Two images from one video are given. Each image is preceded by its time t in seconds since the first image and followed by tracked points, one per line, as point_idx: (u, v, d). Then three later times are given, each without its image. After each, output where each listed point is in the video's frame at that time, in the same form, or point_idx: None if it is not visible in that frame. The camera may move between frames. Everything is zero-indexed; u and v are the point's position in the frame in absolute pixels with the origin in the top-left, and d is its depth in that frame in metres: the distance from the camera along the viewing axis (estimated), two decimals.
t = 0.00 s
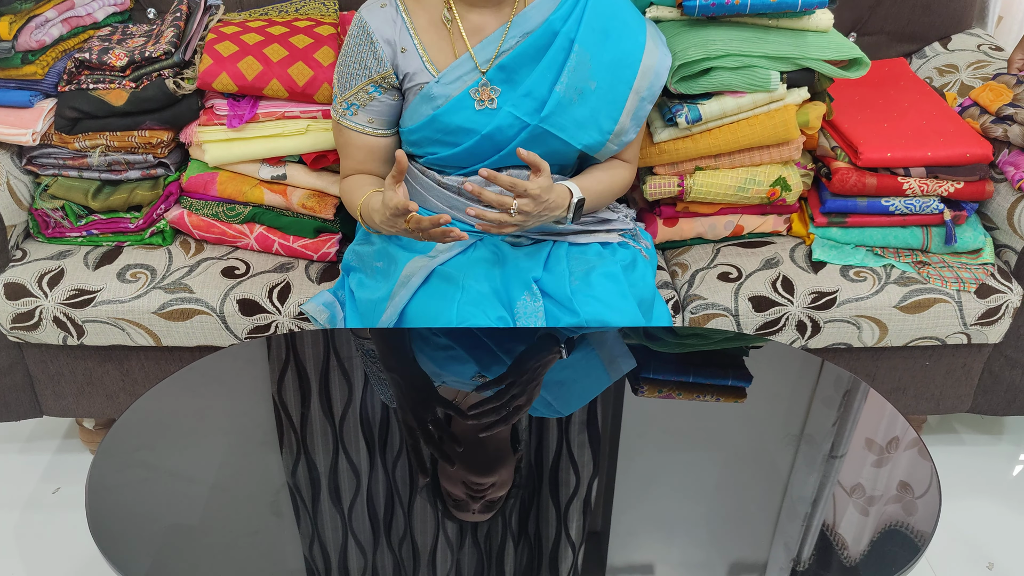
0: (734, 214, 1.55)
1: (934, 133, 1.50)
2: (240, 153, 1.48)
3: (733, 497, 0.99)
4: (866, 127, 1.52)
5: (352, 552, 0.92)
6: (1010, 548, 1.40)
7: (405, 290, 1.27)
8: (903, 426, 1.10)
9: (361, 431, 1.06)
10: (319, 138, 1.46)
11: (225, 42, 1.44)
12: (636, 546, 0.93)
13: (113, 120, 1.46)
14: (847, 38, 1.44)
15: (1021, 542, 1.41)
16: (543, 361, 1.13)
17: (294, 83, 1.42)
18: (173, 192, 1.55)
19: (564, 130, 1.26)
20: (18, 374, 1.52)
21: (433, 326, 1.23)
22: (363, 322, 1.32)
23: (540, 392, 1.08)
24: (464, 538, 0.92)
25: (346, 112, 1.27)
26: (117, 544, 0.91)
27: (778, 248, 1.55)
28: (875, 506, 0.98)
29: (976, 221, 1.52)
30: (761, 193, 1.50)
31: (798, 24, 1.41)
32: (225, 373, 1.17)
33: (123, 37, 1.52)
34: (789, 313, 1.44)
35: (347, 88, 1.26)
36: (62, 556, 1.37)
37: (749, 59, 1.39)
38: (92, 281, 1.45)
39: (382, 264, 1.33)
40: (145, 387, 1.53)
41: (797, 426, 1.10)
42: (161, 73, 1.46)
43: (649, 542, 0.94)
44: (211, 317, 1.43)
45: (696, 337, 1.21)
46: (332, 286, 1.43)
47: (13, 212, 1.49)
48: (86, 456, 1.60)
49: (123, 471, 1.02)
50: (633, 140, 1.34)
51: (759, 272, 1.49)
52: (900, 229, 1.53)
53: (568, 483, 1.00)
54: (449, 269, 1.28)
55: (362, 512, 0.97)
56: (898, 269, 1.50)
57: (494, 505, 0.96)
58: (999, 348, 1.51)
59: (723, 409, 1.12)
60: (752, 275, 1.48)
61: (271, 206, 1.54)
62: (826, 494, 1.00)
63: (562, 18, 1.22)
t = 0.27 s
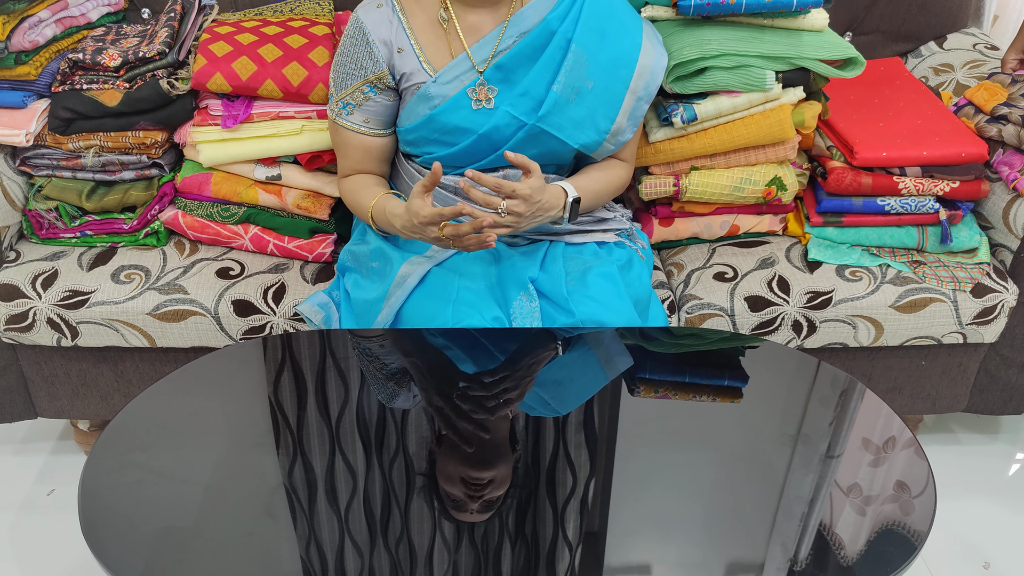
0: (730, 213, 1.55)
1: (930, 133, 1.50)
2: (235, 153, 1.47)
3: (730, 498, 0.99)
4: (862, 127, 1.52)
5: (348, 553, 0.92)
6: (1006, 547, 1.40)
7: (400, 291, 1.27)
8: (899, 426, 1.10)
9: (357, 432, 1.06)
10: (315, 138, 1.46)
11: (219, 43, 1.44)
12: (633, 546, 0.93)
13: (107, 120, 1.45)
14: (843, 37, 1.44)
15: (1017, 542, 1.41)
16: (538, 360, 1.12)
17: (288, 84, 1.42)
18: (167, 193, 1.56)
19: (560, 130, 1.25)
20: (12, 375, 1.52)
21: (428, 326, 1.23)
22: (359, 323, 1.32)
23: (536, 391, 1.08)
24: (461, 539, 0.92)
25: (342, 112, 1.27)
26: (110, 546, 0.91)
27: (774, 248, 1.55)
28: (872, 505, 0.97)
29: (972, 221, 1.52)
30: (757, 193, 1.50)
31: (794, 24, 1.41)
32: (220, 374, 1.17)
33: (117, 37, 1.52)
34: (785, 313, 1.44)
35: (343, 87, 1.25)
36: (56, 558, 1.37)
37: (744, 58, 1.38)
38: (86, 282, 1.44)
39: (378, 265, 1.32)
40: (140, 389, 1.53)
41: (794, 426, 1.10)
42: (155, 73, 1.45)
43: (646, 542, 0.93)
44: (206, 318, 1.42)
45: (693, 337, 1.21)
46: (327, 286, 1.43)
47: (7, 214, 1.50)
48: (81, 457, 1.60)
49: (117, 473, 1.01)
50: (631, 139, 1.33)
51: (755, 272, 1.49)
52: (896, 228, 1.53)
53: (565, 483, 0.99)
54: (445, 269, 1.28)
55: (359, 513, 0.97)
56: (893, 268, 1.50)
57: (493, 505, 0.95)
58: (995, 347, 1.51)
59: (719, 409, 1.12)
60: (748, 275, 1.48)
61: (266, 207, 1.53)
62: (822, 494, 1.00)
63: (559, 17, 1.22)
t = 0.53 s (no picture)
0: (727, 211, 1.55)
1: (928, 131, 1.49)
2: (231, 151, 1.47)
3: (728, 496, 0.99)
4: (859, 125, 1.51)
5: (346, 551, 0.92)
6: (1004, 545, 1.40)
7: (396, 290, 1.26)
8: (897, 425, 1.09)
9: (355, 431, 1.05)
10: (310, 137, 1.45)
11: (215, 41, 1.43)
12: (631, 545, 0.93)
13: (103, 119, 1.45)
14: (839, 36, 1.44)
15: (1015, 539, 1.41)
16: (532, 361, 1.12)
17: (285, 82, 1.42)
18: (163, 192, 1.55)
19: (553, 129, 1.25)
20: (8, 374, 1.52)
21: (425, 325, 1.23)
22: (356, 322, 1.32)
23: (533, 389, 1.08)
24: (459, 538, 0.92)
25: (344, 105, 1.24)
26: (106, 546, 0.90)
27: (772, 246, 1.55)
28: (871, 504, 0.97)
29: (969, 219, 1.52)
30: (755, 190, 1.49)
31: (791, 21, 1.41)
32: (216, 373, 1.17)
33: (114, 36, 1.52)
34: (783, 311, 1.44)
35: (345, 79, 1.23)
36: (53, 558, 1.37)
37: (740, 56, 1.38)
38: (82, 281, 1.44)
39: (374, 263, 1.32)
40: (137, 388, 1.52)
41: (792, 424, 1.10)
42: (152, 71, 1.44)
43: (644, 541, 0.93)
44: (203, 317, 1.42)
45: (690, 335, 1.21)
46: (324, 285, 1.42)
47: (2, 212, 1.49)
48: (78, 456, 1.60)
49: (113, 472, 1.01)
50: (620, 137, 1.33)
51: (753, 270, 1.49)
52: (894, 226, 1.53)
53: (563, 481, 0.99)
54: (442, 267, 1.28)
55: (357, 513, 0.97)
56: (891, 266, 1.50)
57: (494, 506, 0.95)
58: (993, 345, 1.51)
59: (716, 408, 1.12)
60: (745, 273, 1.48)
61: (263, 206, 1.53)
62: (821, 492, 1.00)
63: (552, 16, 1.22)
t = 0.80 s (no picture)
0: (730, 209, 1.55)
1: (931, 128, 1.49)
2: (233, 149, 1.47)
3: (730, 494, 0.99)
4: (862, 123, 1.51)
5: (348, 548, 0.93)
6: (1006, 543, 1.40)
7: (399, 288, 1.26)
8: (899, 423, 1.09)
9: (357, 431, 1.05)
10: (312, 135, 1.45)
11: (218, 39, 1.43)
12: (633, 543, 0.93)
13: (106, 117, 1.45)
14: (843, 32, 1.44)
15: (1018, 538, 1.41)
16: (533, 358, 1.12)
17: (287, 80, 1.41)
18: (166, 189, 1.55)
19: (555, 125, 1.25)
20: (12, 372, 1.52)
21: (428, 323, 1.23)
22: (358, 319, 1.32)
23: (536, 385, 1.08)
24: (461, 536, 0.92)
25: (349, 96, 1.24)
26: (109, 542, 0.91)
27: (775, 244, 1.55)
28: (873, 502, 0.97)
29: (972, 216, 1.52)
30: (757, 189, 1.49)
31: (793, 18, 1.41)
32: (219, 370, 1.17)
33: (116, 34, 1.52)
34: (785, 309, 1.44)
35: (350, 69, 1.23)
36: (57, 555, 1.37)
37: (744, 54, 1.38)
38: (85, 279, 1.44)
39: (376, 261, 1.32)
40: (140, 385, 1.53)
41: (794, 422, 1.09)
42: (153, 70, 1.44)
43: (645, 539, 0.93)
44: (205, 314, 1.42)
45: (692, 333, 1.20)
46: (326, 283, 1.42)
47: (6, 211, 1.50)
48: (81, 454, 1.60)
49: (116, 469, 1.01)
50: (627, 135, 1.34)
51: (755, 268, 1.48)
52: (896, 224, 1.52)
53: (566, 480, 0.99)
54: (443, 265, 1.27)
55: (359, 510, 0.97)
56: (894, 264, 1.49)
57: (506, 500, 0.95)
58: (996, 343, 1.51)
59: (719, 406, 1.12)
60: (748, 271, 1.48)
61: (266, 203, 1.53)
62: (823, 490, 1.00)
63: (555, 12, 1.21)
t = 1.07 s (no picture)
0: (734, 208, 1.55)
1: (936, 127, 1.49)
2: (240, 148, 1.48)
3: (735, 492, 0.99)
4: (867, 122, 1.51)
5: (354, 546, 0.93)
6: (1011, 542, 1.40)
7: (405, 286, 1.27)
8: (905, 422, 1.09)
9: (362, 428, 1.06)
10: (318, 134, 1.46)
11: (225, 38, 1.44)
12: (638, 541, 0.94)
13: (113, 116, 1.46)
14: (848, 32, 1.44)
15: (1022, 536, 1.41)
16: (542, 352, 1.12)
17: (293, 79, 1.42)
18: (174, 188, 1.56)
19: (565, 125, 1.25)
20: (20, 370, 1.53)
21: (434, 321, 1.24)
22: (364, 318, 1.32)
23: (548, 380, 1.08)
24: (467, 534, 0.92)
25: (355, 94, 1.25)
26: (119, 539, 0.91)
27: (780, 242, 1.55)
28: (878, 500, 0.97)
29: (977, 215, 1.52)
30: (762, 187, 1.49)
31: (799, 17, 1.40)
32: (227, 368, 1.17)
33: (123, 33, 1.52)
34: (790, 307, 1.44)
35: (358, 68, 1.24)
36: (65, 552, 1.38)
37: (749, 53, 1.38)
38: (92, 277, 1.45)
39: (383, 259, 1.33)
40: (147, 383, 1.54)
41: (799, 420, 1.10)
42: (161, 69, 1.45)
43: (650, 537, 0.94)
44: (212, 313, 1.43)
45: (698, 332, 1.20)
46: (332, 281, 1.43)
47: (13, 208, 1.49)
48: (89, 451, 1.61)
49: (124, 466, 1.02)
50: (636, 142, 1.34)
51: (760, 267, 1.49)
52: (901, 222, 1.52)
53: (571, 478, 0.99)
54: (449, 265, 1.28)
55: (365, 508, 0.97)
56: (899, 263, 1.49)
57: (517, 498, 0.96)
58: (1001, 342, 1.51)
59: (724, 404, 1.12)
60: (752, 270, 1.48)
61: (272, 202, 1.54)
62: (828, 489, 1.00)
63: (571, 14, 1.22)
